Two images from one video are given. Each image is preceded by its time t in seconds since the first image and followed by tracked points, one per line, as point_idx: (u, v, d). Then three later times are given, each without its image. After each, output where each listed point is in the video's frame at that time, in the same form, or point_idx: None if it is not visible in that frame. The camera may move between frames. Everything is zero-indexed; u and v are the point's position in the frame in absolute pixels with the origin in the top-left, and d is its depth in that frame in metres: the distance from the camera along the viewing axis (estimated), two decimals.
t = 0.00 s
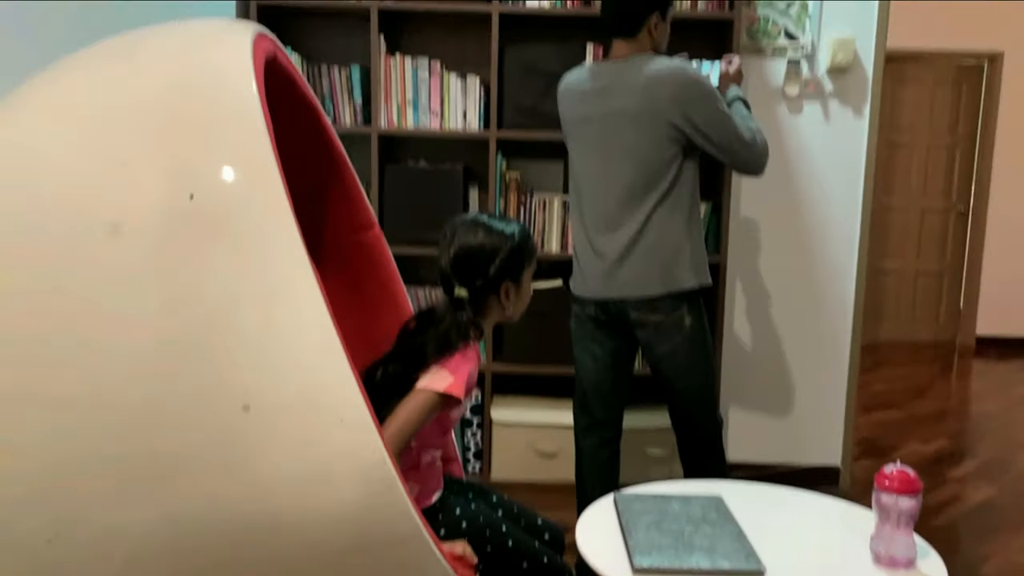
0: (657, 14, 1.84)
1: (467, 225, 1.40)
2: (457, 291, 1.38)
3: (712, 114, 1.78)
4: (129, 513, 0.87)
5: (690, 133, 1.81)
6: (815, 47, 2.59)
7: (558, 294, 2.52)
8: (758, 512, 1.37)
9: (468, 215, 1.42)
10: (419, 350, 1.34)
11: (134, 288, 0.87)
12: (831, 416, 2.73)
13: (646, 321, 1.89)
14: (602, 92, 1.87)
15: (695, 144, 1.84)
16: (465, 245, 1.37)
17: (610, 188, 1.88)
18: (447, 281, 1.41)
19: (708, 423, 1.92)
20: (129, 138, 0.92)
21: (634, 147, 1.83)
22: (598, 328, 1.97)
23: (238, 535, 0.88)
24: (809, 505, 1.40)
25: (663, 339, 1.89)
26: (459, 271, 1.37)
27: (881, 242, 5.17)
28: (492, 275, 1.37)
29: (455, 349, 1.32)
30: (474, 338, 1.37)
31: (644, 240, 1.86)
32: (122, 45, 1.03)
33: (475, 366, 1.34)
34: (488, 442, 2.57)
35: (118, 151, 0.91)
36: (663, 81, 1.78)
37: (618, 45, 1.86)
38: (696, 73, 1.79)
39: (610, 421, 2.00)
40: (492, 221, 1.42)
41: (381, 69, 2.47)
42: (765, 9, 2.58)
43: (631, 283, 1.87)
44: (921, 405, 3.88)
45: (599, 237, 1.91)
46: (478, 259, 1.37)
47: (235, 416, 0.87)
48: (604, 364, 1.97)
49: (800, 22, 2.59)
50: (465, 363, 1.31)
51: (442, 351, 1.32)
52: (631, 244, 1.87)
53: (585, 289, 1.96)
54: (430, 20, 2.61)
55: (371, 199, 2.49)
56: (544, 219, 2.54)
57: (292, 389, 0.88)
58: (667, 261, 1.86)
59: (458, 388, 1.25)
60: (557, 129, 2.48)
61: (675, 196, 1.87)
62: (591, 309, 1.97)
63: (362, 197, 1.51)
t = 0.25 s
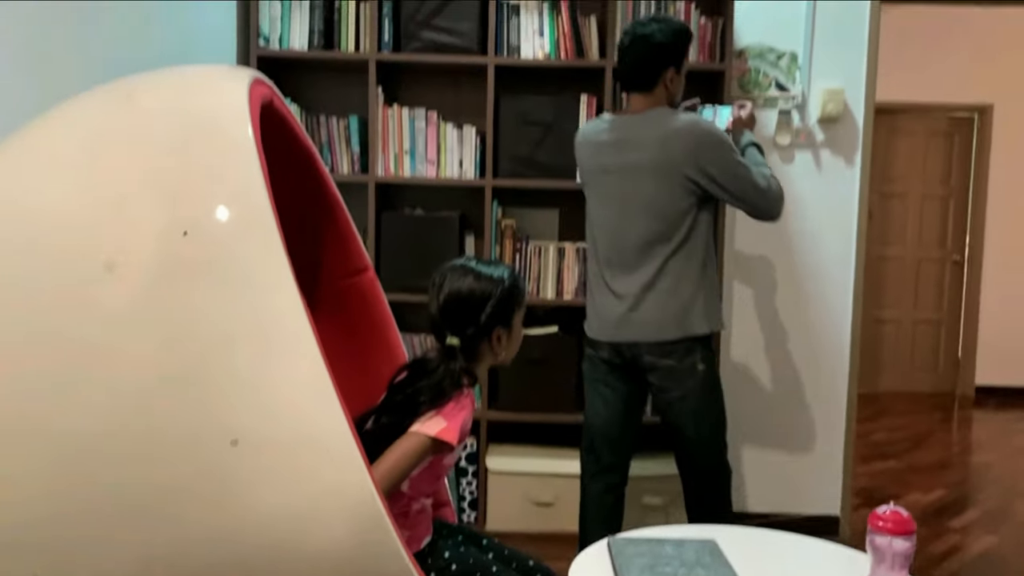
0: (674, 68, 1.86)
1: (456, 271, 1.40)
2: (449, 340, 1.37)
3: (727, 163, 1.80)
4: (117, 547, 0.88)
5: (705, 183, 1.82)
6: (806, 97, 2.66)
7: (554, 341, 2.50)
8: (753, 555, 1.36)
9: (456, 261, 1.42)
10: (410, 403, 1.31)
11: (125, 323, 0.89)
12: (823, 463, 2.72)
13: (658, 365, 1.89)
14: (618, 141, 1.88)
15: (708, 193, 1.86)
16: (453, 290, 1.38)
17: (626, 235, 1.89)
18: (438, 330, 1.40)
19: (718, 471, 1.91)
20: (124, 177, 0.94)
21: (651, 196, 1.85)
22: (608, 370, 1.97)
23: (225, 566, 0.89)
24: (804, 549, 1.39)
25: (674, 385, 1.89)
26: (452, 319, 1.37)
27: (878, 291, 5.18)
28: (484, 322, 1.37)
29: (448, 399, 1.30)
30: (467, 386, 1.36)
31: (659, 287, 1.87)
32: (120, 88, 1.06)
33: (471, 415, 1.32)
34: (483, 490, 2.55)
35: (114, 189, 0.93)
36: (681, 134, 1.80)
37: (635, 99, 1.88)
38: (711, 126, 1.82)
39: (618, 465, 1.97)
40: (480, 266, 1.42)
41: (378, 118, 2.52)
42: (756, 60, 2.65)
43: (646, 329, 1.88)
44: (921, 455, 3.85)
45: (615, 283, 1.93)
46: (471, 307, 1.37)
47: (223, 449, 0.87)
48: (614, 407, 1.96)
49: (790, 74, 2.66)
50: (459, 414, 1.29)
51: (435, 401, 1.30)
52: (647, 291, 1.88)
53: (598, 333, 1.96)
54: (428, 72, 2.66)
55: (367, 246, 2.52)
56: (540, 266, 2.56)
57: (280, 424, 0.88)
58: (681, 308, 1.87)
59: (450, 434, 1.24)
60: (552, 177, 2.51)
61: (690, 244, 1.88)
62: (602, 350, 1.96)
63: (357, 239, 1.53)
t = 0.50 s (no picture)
0: (702, 112, 1.92)
1: (438, 309, 1.41)
2: (427, 378, 1.37)
3: (758, 206, 1.85)
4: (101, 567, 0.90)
5: (736, 224, 1.87)
6: (790, 143, 2.77)
7: (543, 384, 2.51)
8: None
9: (440, 300, 1.43)
10: (387, 441, 1.35)
11: (110, 350, 0.91)
12: (815, 504, 2.78)
13: (691, 402, 1.92)
14: (653, 183, 1.92)
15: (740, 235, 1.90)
16: (434, 327, 1.38)
17: (659, 275, 1.92)
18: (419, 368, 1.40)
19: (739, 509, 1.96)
20: (114, 209, 0.97)
21: (685, 237, 1.89)
22: (635, 408, 1.98)
23: None
24: None
25: (708, 422, 1.92)
26: (433, 357, 1.38)
27: (868, 337, 5.21)
28: (462, 360, 1.37)
29: (424, 436, 1.31)
30: (445, 425, 1.35)
31: (693, 327, 1.91)
32: (114, 126, 1.09)
33: (448, 454, 1.32)
34: (472, 534, 2.53)
35: (104, 220, 0.96)
36: (715, 178, 1.85)
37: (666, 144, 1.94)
38: (744, 171, 1.87)
39: (637, 499, 2.00)
40: (464, 304, 1.43)
41: (370, 163, 2.56)
42: (741, 108, 2.74)
43: (679, 367, 1.91)
44: (914, 500, 3.84)
45: (648, 321, 1.96)
46: (452, 344, 1.37)
47: (205, 474, 0.89)
48: (639, 443, 1.99)
49: (774, 121, 2.75)
50: (436, 451, 1.30)
51: (411, 438, 1.31)
52: (681, 329, 1.91)
53: (629, 371, 1.99)
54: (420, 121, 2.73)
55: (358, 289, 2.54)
56: (529, 308, 2.59)
57: (262, 450, 0.91)
58: (714, 347, 1.90)
59: (426, 470, 1.25)
60: (541, 221, 2.55)
61: (723, 285, 1.92)
62: (634, 389, 1.98)
63: (345, 278, 1.55)
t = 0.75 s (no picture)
0: (731, 145, 1.97)
1: (413, 334, 1.43)
2: (405, 404, 1.40)
3: (784, 237, 1.91)
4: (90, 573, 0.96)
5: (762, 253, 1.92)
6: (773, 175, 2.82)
7: (532, 415, 2.52)
8: None
9: (417, 325, 1.45)
10: (364, 468, 1.35)
11: (97, 372, 0.96)
12: (803, 534, 2.78)
13: (712, 430, 1.95)
14: (682, 212, 1.97)
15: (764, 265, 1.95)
16: (410, 352, 1.41)
17: (686, 303, 1.96)
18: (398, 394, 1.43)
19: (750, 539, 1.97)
20: (102, 237, 1.01)
21: (713, 266, 1.93)
22: (657, 436, 2.01)
23: None
24: None
25: (726, 450, 1.94)
26: (410, 382, 1.40)
27: (857, 371, 5.24)
28: (439, 385, 1.39)
29: (400, 461, 1.33)
30: (422, 450, 1.37)
31: (718, 355, 1.94)
32: (100, 154, 1.13)
33: (426, 479, 1.34)
34: (460, 566, 2.52)
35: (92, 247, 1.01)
36: (744, 210, 1.91)
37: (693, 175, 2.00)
38: (770, 204, 1.93)
39: (651, 524, 2.04)
40: (441, 329, 1.45)
41: (360, 196, 2.59)
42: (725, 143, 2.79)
43: (703, 394, 1.93)
44: (905, 533, 3.84)
45: (672, 348, 1.98)
46: (427, 370, 1.39)
47: (184, 492, 0.94)
48: (656, 469, 2.02)
49: (758, 155, 2.79)
50: (412, 476, 1.31)
51: (387, 464, 1.34)
52: (705, 356, 1.94)
53: (652, 398, 2.01)
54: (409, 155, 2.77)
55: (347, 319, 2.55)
56: (517, 339, 2.61)
57: (241, 468, 0.95)
58: (735, 375, 1.94)
59: (400, 495, 1.26)
60: (528, 253, 2.58)
61: (747, 316, 1.97)
62: (656, 416, 2.01)
63: (330, 305, 1.57)
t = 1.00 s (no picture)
0: (740, 175, 2.01)
1: (382, 361, 1.43)
2: (377, 434, 1.37)
3: (793, 266, 1.95)
4: None
5: (773, 283, 1.96)
6: (752, 206, 2.86)
7: (514, 442, 2.52)
8: None
9: (385, 353, 1.44)
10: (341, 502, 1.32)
11: (74, 388, 0.96)
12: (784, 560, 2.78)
13: (714, 455, 1.96)
14: (694, 238, 2.00)
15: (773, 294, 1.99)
16: (379, 380, 1.40)
17: (695, 327, 1.98)
18: (371, 425, 1.41)
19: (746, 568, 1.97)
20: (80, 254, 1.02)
21: (723, 292, 1.96)
22: (660, 462, 2.03)
23: None
24: None
25: (727, 475, 1.95)
26: (382, 411, 1.38)
27: (839, 401, 5.25)
28: (411, 413, 1.38)
29: (376, 494, 1.30)
30: (398, 479, 1.34)
31: (724, 380, 1.96)
32: (79, 173, 1.14)
33: (402, 509, 1.32)
34: None
35: (70, 265, 1.02)
36: (755, 238, 1.94)
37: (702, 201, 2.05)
38: (781, 233, 1.97)
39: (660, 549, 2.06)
40: (410, 355, 1.44)
41: (342, 224, 2.61)
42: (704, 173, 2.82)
43: (709, 418, 1.94)
44: (888, 562, 3.85)
45: (679, 371, 2.00)
46: (398, 397, 1.38)
47: (159, 508, 0.94)
48: (661, 495, 2.04)
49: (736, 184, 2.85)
50: (389, 508, 1.29)
51: (364, 497, 1.30)
52: (712, 381, 1.96)
53: (657, 421, 2.02)
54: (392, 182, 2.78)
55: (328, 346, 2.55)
56: (499, 366, 2.61)
57: (215, 485, 0.96)
58: (741, 401, 1.96)
59: (379, 529, 1.25)
60: (509, 280, 2.59)
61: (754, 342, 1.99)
62: (662, 441, 2.02)
63: (310, 330, 1.57)
